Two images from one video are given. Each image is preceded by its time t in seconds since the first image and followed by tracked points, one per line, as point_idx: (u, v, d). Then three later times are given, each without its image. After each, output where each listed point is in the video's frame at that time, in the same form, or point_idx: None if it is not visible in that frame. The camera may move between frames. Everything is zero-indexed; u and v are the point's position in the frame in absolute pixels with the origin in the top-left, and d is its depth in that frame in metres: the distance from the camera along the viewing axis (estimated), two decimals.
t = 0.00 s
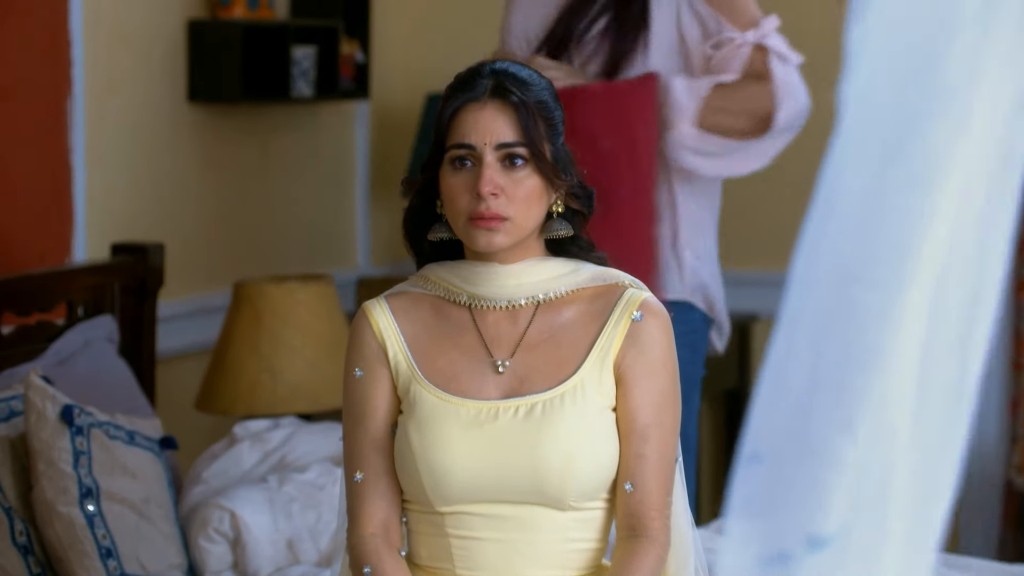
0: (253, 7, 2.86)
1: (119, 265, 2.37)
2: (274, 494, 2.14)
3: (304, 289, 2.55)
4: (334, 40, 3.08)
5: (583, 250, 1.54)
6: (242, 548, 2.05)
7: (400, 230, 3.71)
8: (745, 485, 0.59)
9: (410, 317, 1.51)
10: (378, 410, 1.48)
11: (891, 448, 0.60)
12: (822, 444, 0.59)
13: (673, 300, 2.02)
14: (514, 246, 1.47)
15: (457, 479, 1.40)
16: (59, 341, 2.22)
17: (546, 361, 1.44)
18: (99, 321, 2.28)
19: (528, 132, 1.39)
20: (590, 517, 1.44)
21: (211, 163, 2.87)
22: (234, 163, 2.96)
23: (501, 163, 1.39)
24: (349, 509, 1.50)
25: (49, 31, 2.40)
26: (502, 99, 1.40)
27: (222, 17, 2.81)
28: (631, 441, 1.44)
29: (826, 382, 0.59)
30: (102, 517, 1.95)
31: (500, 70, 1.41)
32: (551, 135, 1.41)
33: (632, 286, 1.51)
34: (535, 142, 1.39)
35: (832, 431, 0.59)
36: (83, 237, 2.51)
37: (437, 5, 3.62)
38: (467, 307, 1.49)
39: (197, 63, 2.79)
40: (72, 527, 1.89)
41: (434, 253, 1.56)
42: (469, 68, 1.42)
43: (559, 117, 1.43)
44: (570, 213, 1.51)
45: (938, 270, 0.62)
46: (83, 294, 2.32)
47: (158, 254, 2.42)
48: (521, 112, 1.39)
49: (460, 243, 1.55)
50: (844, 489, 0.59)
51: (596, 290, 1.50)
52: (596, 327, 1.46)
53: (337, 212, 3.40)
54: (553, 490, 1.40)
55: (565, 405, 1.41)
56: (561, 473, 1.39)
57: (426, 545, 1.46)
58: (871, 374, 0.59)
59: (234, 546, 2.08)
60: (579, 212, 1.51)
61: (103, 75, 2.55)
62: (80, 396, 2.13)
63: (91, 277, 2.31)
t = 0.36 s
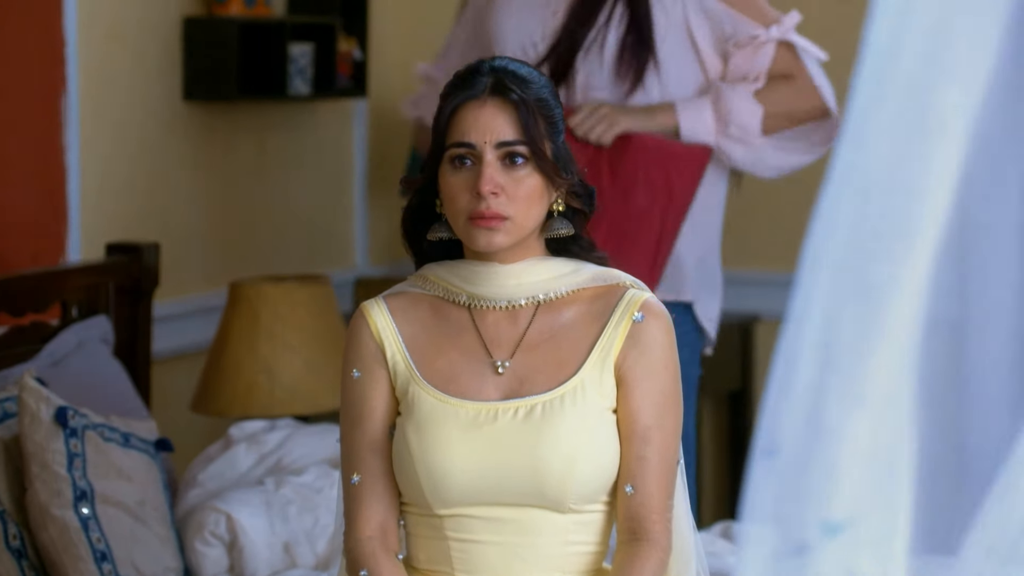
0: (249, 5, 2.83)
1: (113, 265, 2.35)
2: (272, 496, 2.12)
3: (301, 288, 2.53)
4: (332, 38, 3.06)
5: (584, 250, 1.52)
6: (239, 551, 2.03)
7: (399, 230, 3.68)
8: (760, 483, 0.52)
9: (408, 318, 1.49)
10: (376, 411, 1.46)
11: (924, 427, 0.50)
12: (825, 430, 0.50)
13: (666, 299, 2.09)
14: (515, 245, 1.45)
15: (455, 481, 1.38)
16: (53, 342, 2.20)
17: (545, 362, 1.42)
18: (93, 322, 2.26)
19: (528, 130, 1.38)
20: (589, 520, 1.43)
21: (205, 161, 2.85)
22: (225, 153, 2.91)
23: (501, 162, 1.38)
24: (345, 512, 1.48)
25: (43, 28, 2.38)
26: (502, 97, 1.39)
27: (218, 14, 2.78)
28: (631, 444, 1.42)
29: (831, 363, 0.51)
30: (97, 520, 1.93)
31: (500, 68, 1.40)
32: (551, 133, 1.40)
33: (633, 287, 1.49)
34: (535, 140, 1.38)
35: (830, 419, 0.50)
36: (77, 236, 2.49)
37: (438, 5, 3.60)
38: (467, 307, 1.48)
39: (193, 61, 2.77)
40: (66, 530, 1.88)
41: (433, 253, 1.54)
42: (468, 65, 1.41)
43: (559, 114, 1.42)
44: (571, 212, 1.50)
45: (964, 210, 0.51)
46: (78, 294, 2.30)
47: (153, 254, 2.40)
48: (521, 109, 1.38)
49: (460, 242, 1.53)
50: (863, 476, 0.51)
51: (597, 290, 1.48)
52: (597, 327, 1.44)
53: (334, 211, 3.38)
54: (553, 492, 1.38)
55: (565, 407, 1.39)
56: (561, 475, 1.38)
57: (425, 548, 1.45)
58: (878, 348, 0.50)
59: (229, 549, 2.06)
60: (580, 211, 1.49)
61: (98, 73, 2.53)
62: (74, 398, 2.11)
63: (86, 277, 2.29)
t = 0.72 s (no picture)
0: None
1: (105, 265, 2.33)
2: (268, 500, 2.09)
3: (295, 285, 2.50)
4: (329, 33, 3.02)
5: (586, 250, 1.50)
6: (234, 556, 2.01)
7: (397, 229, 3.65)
8: (789, 509, 0.74)
9: (406, 318, 1.47)
10: (373, 413, 1.44)
11: (905, 477, 0.72)
12: (845, 472, 0.72)
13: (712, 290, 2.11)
14: (515, 244, 1.42)
15: (454, 484, 1.36)
16: (44, 343, 2.17)
17: (546, 363, 1.40)
18: (86, 323, 2.23)
19: (529, 128, 1.36)
20: (590, 524, 1.40)
21: (200, 159, 2.82)
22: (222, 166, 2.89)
23: (502, 160, 1.36)
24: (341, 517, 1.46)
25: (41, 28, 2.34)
26: (503, 94, 1.37)
27: (213, 10, 2.75)
28: (632, 447, 1.39)
29: (829, 424, 0.72)
30: (90, 524, 1.90)
31: (501, 64, 1.38)
32: (552, 131, 1.38)
33: (635, 287, 1.47)
34: (537, 138, 1.36)
35: (838, 462, 0.72)
36: (70, 236, 2.47)
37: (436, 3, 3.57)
38: (466, 308, 1.45)
39: (189, 55, 2.74)
40: (58, 535, 1.85)
41: (432, 252, 1.52)
42: (469, 62, 1.39)
43: (561, 112, 1.40)
44: (573, 211, 1.47)
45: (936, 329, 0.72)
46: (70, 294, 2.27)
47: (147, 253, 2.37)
48: (523, 106, 1.36)
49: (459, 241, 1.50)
50: (867, 505, 0.72)
51: (599, 290, 1.45)
52: (599, 329, 1.42)
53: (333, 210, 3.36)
54: (553, 496, 1.36)
55: (566, 409, 1.36)
56: (562, 478, 1.35)
57: (423, 553, 1.42)
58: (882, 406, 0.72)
59: (225, 553, 2.04)
60: (582, 210, 1.47)
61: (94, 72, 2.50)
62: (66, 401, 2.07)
63: (77, 277, 2.26)
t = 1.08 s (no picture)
0: None
1: (98, 265, 2.30)
2: (263, 504, 2.08)
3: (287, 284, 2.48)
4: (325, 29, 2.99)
5: (589, 250, 1.47)
6: (229, 561, 1.98)
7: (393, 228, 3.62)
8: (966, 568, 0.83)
9: (405, 319, 1.44)
10: (371, 415, 1.41)
11: None
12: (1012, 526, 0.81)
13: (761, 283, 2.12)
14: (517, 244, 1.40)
15: (454, 488, 1.34)
16: (38, 344, 2.13)
17: (548, 365, 1.37)
18: (80, 323, 2.20)
19: (531, 126, 1.34)
20: (591, 529, 1.38)
21: (194, 156, 2.80)
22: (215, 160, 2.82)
23: (503, 158, 1.33)
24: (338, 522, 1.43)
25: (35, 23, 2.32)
26: (504, 91, 1.35)
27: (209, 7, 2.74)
28: (635, 450, 1.37)
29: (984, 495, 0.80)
30: (83, 528, 1.87)
31: (501, 61, 1.36)
32: (554, 128, 1.36)
33: (638, 288, 1.44)
34: (539, 136, 1.34)
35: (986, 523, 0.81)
36: (62, 234, 2.43)
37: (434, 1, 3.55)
38: (467, 309, 1.43)
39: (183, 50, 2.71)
40: (51, 539, 1.82)
41: (432, 252, 1.50)
42: (469, 60, 1.37)
43: (563, 110, 1.38)
44: (575, 210, 1.45)
45: None
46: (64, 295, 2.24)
47: (141, 253, 2.34)
48: (525, 103, 1.34)
49: (460, 241, 1.48)
50: None
51: (601, 291, 1.43)
52: (601, 329, 1.39)
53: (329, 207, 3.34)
54: (555, 500, 1.33)
55: (568, 411, 1.34)
56: (563, 482, 1.33)
57: (421, 558, 1.40)
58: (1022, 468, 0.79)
59: (221, 557, 2.02)
60: (585, 209, 1.45)
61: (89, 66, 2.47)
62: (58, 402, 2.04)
63: (70, 277, 2.23)
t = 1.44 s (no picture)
0: None
1: (92, 266, 2.27)
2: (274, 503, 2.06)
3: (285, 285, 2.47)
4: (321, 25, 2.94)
5: (591, 250, 1.46)
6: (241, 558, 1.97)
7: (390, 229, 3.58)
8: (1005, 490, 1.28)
9: (406, 320, 1.43)
10: (372, 418, 1.40)
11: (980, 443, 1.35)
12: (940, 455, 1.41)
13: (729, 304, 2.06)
14: (518, 243, 1.38)
15: (455, 490, 1.32)
16: (33, 344, 2.11)
17: (550, 366, 1.36)
18: (75, 324, 2.18)
19: (531, 124, 1.32)
20: (594, 531, 1.36)
21: (189, 155, 2.78)
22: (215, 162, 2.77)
23: (503, 157, 1.32)
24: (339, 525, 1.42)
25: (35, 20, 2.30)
26: (504, 89, 1.33)
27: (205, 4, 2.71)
28: (637, 451, 1.35)
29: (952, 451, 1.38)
30: (71, 539, 1.90)
31: (502, 58, 1.34)
32: (555, 127, 1.34)
33: (641, 288, 1.43)
34: (539, 134, 1.32)
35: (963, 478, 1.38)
36: (56, 234, 2.40)
37: None
38: (468, 309, 1.41)
39: (180, 49, 2.70)
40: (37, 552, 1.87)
41: (433, 253, 1.48)
42: (469, 57, 1.36)
43: (564, 108, 1.36)
44: (576, 209, 1.43)
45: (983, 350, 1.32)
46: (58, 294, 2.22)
47: (137, 253, 2.31)
48: (524, 102, 1.33)
49: (461, 241, 1.46)
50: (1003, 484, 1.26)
51: (604, 291, 1.41)
52: (603, 330, 1.38)
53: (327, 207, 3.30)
54: (557, 502, 1.32)
55: (570, 412, 1.32)
56: (565, 484, 1.31)
57: (422, 561, 1.38)
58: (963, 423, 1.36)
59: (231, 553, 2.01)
60: (586, 208, 1.43)
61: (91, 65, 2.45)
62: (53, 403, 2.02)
63: (63, 277, 2.20)
